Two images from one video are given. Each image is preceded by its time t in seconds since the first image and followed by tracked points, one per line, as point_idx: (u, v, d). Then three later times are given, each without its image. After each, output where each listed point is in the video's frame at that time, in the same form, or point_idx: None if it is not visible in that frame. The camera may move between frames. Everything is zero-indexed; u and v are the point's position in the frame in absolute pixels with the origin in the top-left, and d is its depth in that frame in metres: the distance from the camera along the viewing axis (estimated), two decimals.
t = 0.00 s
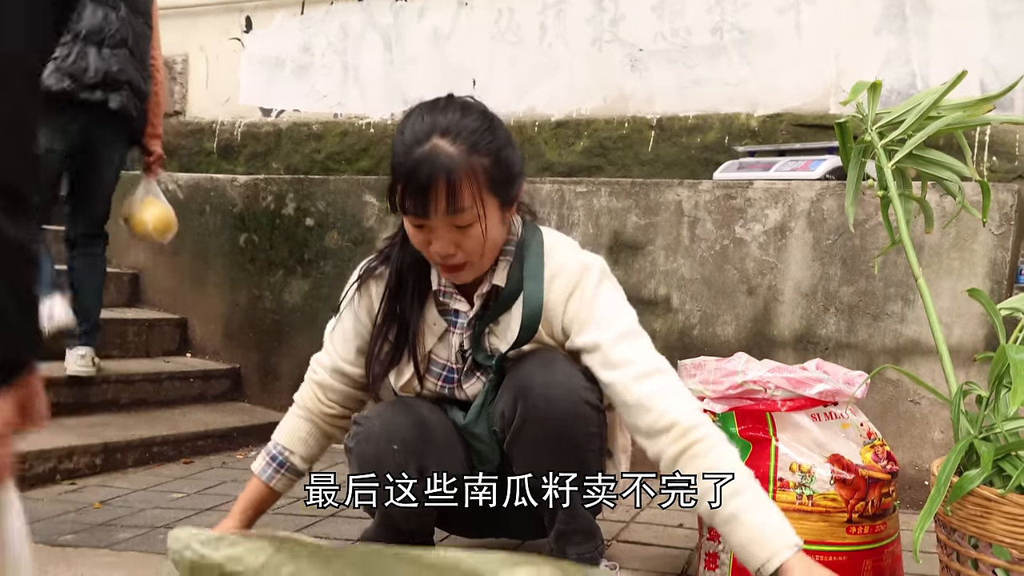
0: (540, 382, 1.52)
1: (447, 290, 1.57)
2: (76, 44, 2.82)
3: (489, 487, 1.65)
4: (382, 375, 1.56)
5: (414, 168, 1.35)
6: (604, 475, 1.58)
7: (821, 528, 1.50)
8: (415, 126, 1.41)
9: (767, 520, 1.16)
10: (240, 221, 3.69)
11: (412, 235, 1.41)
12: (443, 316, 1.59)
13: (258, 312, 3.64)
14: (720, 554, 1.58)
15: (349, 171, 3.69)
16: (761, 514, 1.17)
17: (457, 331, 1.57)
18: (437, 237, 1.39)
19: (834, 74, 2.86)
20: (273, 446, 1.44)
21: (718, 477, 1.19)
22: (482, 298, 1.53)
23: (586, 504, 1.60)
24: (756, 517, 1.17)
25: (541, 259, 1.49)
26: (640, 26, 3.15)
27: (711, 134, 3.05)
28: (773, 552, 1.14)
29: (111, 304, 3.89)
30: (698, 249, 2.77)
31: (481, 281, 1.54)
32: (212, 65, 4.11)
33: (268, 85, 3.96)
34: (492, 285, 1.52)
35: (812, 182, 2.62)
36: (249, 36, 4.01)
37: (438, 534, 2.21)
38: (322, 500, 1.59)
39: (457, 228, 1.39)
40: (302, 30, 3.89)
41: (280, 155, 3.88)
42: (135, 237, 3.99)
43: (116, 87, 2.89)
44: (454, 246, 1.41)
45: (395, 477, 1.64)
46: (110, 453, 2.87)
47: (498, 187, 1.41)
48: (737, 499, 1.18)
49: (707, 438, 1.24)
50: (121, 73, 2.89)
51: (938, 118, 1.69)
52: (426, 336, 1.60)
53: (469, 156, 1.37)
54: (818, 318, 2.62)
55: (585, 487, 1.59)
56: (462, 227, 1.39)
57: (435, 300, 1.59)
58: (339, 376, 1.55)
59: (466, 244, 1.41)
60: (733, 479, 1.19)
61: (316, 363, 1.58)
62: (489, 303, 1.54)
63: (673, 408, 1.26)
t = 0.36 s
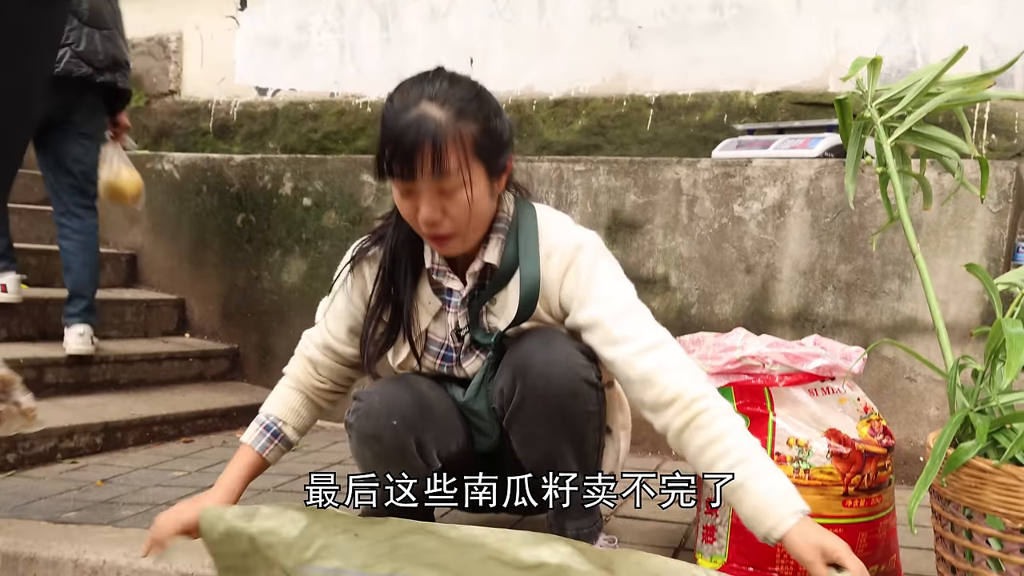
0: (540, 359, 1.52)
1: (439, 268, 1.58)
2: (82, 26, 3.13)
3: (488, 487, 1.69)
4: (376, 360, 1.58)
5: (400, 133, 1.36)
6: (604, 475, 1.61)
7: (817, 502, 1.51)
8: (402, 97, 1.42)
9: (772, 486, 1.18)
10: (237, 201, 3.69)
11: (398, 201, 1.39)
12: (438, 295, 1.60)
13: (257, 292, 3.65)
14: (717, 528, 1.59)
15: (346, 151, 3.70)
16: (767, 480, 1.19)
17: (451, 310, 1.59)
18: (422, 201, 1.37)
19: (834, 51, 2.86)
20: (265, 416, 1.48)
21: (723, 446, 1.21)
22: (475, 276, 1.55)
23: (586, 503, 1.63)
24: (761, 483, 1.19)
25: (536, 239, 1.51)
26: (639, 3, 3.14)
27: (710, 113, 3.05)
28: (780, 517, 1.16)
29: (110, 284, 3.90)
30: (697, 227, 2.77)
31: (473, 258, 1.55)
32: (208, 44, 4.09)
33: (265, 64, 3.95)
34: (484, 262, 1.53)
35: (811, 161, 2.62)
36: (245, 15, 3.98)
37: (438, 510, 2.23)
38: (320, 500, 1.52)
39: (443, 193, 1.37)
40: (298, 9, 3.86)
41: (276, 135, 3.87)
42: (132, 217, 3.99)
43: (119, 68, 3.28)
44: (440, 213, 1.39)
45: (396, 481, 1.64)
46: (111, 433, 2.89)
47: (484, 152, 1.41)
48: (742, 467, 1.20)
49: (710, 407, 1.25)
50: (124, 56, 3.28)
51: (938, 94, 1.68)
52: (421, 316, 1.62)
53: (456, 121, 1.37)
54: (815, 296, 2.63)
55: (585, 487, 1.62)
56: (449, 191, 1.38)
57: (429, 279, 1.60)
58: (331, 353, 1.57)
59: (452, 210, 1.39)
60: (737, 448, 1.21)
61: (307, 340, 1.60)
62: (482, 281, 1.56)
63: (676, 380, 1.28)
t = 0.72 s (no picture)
0: (546, 336, 1.54)
1: (432, 247, 1.54)
2: None
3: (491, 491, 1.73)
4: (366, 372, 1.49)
5: (393, 77, 1.40)
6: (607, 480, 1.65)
7: (822, 486, 1.52)
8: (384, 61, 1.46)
9: (679, 440, 1.08)
10: (238, 184, 3.69)
11: (394, 141, 1.38)
12: (434, 279, 1.55)
13: (258, 276, 3.66)
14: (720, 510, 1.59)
15: (346, 135, 3.72)
16: (673, 433, 1.09)
17: (452, 292, 1.55)
18: (420, 129, 1.37)
19: (835, 34, 2.85)
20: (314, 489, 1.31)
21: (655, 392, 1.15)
22: (469, 249, 1.53)
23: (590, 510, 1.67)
24: (664, 435, 1.10)
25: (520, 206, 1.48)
26: None
27: (710, 96, 3.06)
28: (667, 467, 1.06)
29: (110, 269, 3.90)
30: (697, 211, 2.77)
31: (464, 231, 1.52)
32: (206, 28, 4.05)
33: (264, 47, 3.92)
34: (476, 232, 1.51)
35: (812, 144, 2.62)
36: None
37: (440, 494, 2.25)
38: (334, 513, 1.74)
39: (440, 122, 1.38)
40: None
41: (276, 119, 3.89)
42: (132, 201, 3.98)
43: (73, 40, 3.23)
44: (438, 141, 1.37)
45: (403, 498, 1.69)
46: (113, 416, 2.89)
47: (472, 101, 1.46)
48: (661, 416, 1.12)
49: (661, 362, 1.18)
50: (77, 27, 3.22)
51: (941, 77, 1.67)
52: (410, 306, 1.57)
53: (443, 65, 1.43)
54: (816, 279, 2.63)
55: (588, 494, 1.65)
56: (445, 120, 1.38)
57: (424, 264, 1.54)
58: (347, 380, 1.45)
59: (450, 138, 1.38)
60: (671, 399, 1.13)
61: (314, 381, 1.42)
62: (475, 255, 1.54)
63: (643, 334, 1.22)
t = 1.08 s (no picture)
0: (543, 325, 1.53)
1: (420, 231, 1.57)
2: None
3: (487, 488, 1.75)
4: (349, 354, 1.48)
5: (354, 67, 1.47)
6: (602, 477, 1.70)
7: (821, 475, 1.52)
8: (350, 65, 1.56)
9: (556, 430, 1.10)
10: (237, 173, 3.70)
11: (365, 118, 1.43)
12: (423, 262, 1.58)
13: (257, 266, 3.67)
14: (720, 500, 1.60)
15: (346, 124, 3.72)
16: (554, 419, 1.12)
17: (441, 274, 1.57)
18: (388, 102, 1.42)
19: (835, 23, 2.86)
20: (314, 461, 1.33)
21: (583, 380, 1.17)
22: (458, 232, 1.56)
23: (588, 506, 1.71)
24: (547, 418, 1.12)
25: (522, 190, 1.48)
26: None
27: (710, 86, 3.06)
28: (524, 442, 1.09)
29: (109, 258, 3.90)
30: (697, 200, 2.77)
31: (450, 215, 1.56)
32: (206, 16, 4.04)
33: (263, 36, 3.91)
34: (463, 215, 1.54)
35: (811, 133, 2.63)
36: None
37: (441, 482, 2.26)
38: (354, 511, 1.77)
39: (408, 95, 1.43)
40: None
41: (275, 108, 3.88)
42: (131, 190, 3.98)
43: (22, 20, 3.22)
44: (407, 110, 1.41)
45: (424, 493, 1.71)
46: (112, 406, 2.90)
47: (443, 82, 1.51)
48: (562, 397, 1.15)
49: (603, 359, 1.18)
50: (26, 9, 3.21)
51: (940, 67, 1.66)
52: (398, 291, 1.57)
53: (410, 49, 1.50)
54: (815, 269, 2.63)
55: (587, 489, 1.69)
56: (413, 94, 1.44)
57: (413, 248, 1.58)
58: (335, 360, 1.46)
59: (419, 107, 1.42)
60: (586, 391, 1.15)
61: (306, 362, 1.45)
62: (466, 239, 1.58)
63: (607, 332, 1.21)
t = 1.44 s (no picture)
0: (529, 323, 1.51)
1: (426, 210, 1.57)
2: None
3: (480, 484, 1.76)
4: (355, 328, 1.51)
5: (383, 43, 1.48)
6: (603, 475, 1.69)
7: (819, 468, 1.53)
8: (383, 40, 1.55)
9: (509, 449, 1.22)
10: (236, 166, 3.71)
11: (382, 99, 1.45)
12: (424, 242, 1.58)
13: (255, 258, 3.67)
14: (718, 494, 1.60)
15: (345, 116, 3.72)
16: (510, 438, 1.23)
17: (439, 255, 1.56)
18: (406, 86, 1.44)
19: (833, 16, 2.86)
20: (321, 415, 1.39)
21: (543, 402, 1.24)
22: (461, 216, 1.56)
23: (588, 503, 1.71)
24: (505, 438, 1.24)
25: (527, 178, 1.46)
26: None
27: (708, 79, 3.05)
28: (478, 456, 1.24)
29: (107, 250, 3.90)
30: (696, 193, 2.77)
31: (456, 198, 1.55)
32: (204, 8, 4.03)
33: (261, 28, 3.90)
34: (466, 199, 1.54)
35: (810, 126, 2.62)
36: None
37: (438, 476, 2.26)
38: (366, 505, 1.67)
39: (425, 80, 1.44)
40: None
41: (274, 100, 3.88)
42: (129, 182, 3.98)
43: None
44: (424, 95, 1.42)
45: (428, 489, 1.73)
46: (111, 398, 2.90)
47: (466, 68, 1.51)
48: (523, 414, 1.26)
49: (561, 377, 1.25)
50: None
51: (938, 60, 1.66)
52: (400, 269, 1.58)
53: (438, 32, 1.49)
54: (814, 262, 2.63)
55: (585, 487, 1.69)
56: (431, 79, 1.44)
57: (417, 226, 1.58)
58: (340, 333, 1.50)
59: (434, 93, 1.43)
60: (542, 413, 1.23)
61: (312, 326, 1.50)
62: (467, 223, 1.57)
63: (569, 346, 1.26)
